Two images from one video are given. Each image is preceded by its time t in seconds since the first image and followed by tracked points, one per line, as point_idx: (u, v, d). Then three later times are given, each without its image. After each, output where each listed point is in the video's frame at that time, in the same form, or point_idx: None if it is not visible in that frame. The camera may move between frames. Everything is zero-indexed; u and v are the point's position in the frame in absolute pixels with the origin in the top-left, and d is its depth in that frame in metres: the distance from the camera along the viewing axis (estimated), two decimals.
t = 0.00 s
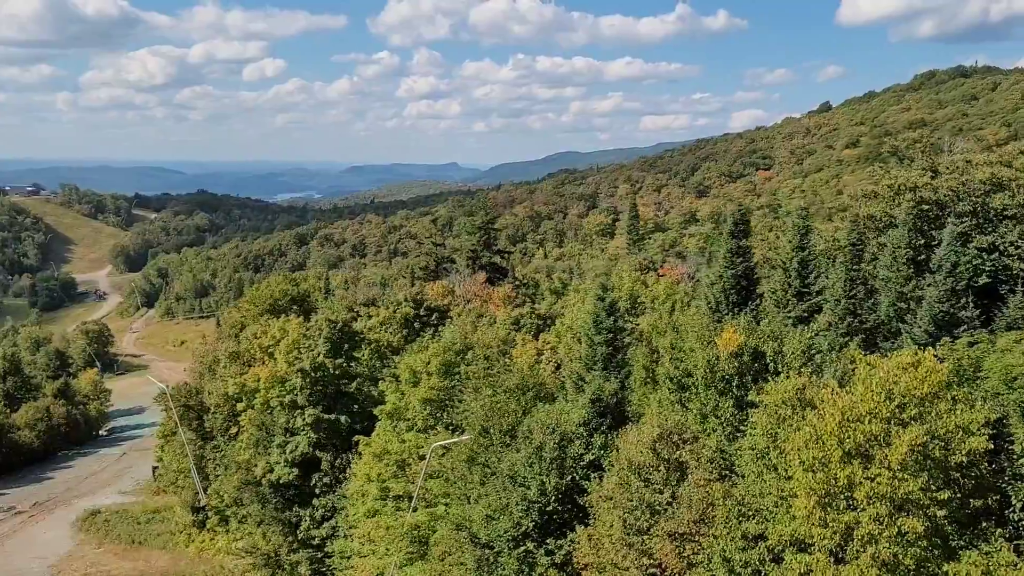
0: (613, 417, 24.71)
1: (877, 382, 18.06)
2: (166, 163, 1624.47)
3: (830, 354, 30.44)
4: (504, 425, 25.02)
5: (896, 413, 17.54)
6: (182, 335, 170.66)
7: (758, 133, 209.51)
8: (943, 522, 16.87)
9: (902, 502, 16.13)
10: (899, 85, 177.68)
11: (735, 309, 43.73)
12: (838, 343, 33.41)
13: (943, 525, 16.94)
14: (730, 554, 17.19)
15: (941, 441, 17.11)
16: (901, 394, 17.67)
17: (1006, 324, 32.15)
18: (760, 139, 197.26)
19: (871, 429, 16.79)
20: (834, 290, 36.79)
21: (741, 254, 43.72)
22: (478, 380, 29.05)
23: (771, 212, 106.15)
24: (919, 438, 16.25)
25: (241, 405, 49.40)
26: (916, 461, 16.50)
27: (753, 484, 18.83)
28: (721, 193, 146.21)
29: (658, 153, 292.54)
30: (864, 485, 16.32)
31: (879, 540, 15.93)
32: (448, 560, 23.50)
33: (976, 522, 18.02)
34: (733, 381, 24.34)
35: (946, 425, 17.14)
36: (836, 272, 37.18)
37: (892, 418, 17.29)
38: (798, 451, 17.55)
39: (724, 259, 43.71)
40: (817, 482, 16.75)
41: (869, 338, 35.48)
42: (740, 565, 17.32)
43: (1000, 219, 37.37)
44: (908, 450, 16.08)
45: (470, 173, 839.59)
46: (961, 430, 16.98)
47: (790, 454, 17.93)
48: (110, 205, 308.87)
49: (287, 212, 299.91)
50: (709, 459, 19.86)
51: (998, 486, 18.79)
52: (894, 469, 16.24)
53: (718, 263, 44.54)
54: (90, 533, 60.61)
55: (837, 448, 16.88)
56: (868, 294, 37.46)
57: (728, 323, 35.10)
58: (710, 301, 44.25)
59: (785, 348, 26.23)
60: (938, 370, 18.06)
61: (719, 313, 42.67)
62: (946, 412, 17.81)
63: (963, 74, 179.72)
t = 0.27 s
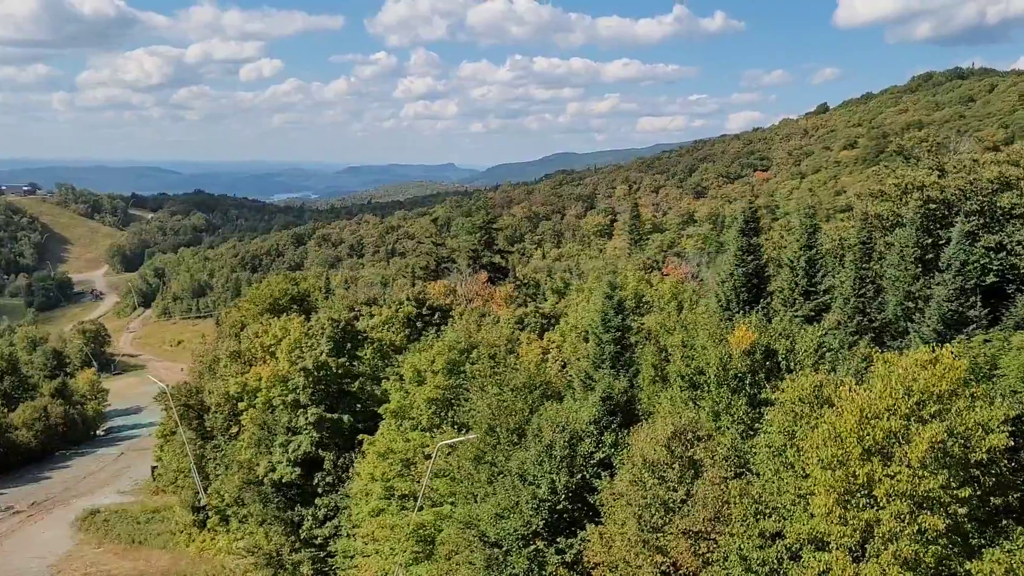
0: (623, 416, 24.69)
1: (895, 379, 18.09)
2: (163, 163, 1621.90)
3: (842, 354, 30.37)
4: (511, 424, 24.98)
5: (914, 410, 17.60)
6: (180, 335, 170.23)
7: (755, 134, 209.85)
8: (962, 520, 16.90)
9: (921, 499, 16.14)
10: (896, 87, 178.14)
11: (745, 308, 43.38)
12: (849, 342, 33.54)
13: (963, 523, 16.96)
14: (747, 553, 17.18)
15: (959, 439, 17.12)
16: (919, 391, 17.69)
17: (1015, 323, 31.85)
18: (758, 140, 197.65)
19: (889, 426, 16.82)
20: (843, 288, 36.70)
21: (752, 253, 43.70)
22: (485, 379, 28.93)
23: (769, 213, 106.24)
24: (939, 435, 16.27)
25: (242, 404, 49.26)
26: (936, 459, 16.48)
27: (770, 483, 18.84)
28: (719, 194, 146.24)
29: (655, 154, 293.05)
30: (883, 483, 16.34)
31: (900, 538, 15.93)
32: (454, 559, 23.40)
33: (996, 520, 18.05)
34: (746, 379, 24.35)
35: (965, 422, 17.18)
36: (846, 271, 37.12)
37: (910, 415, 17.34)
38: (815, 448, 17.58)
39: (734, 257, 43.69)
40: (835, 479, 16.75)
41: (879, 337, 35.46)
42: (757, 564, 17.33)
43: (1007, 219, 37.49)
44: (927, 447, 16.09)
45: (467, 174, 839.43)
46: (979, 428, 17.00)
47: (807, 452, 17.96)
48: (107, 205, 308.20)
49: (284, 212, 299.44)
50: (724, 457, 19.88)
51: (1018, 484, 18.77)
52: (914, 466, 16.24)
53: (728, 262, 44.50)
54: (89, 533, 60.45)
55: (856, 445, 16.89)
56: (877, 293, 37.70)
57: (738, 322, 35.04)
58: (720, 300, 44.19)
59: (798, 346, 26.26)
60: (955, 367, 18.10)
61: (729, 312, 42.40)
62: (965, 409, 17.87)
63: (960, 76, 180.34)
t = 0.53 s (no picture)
0: (635, 414, 24.66)
1: (915, 376, 18.05)
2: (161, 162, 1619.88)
3: (854, 353, 30.31)
4: (520, 422, 24.98)
5: (935, 407, 17.58)
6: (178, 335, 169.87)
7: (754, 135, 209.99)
8: (985, 517, 16.85)
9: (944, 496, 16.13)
10: (894, 88, 178.41)
11: (758, 307, 43.28)
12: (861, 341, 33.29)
13: (986, 521, 16.93)
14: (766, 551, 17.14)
15: (982, 436, 17.09)
16: (940, 388, 17.65)
17: None
18: (756, 141, 197.83)
19: (910, 423, 16.82)
20: (854, 287, 37.27)
21: (762, 250, 43.63)
22: (493, 378, 28.85)
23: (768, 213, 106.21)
24: (961, 432, 16.25)
25: (244, 403, 49.15)
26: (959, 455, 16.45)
27: (788, 482, 18.79)
28: (718, 195, 146.13)
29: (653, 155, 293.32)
30: (905, 480, 16.30)
31: (924, 536, 15.87)
32: (463, 558, 23.32)
33: (1017, 518, 17.99)
34: (760, 377, 24.29)
35: (987, 418, 17.15)
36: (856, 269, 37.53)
37: (932, 412, 17.30)
38: (834, 446, 17.55)
39: (746, 254, 43.69)
40: (854, 478, 16.73)
41: (890, 335, 36.25)
42: (776, 563, 17.32)
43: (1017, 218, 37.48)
44: (949, 444, 16.06)
45: (462, 175, 841.28)
46: (1001, 424, 16.98)
47: (826, 449, 17.93)
48: (104, 204, 307.69)
49: (282, 212, 299.06)
50: (739, 455, 19.86)
51: None
52: (936, 463, 16.21)
53: (741, 260, 44.20)
54: (90, 532, 60.37)
55: (877, 442, 16.85)
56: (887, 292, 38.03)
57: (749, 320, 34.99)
58: (731, 298, 44.14)
59: (811, 344, 26.15)
60: (975, 363, 18.07)
61: (742, 310, 42.44)
62: (987, 407, 17.83)
63: (958, 77, 180.66)
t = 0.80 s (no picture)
0: (648, 412, 24.64)
1: (937, 374, 18.06)
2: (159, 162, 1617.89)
3: (866, 352, 30.30)
4: (529, 422, 24.92)
5: (958, 404, 17.58)
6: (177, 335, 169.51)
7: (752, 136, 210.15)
8: (1008, 516, 16.90)
9: (968, 494, 16.20)
10: (893, 89, 178.60)
11: (769, 305, 43.49)
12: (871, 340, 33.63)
13: (1009, 519, 16.99)
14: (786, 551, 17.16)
15: (1006, 434, 17.14)
16: (963, 386, 17.67)
17: None
18: (755, 142, 197.90)
19: (932, 422, 16.86)
20: (865, 286, 37.59)
21: (776, 247, 43.49)
22: (502, 377, 28.82)
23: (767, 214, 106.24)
24: (985, 430, 16.28)
25: (247, 402, 48.98)
26: (982, 454, 16.50)
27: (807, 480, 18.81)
28: (716, 195, 146.08)
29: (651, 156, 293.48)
30: (929, 479, 16.33)
31: (948, 534, 15.91)
32: (472, 557, 23.31)
33: None
34: (775, 375, 24.25)
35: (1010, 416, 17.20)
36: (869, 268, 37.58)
37: (954, 410, 17.32)
38: (855, 444, 17.58)
39: (759, 252, 43.68)
40: (877, 477, 16.75)
41: (902, 334, 36.39)
42: (795, 561, 17.38)
43: None
44: (973, 443, 16.09)
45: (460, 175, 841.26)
46: None
47: (847, 448, 17.96)
48: (102, 204, 307.15)
49: (280, 212, 298.64)
50: (756, 452, 19.89)
51: None
52: (960, 462, 16.24)
53: (752, 258, 44.37)
54: (91, 531, 60.22)
55: (900, 440, 16.86)
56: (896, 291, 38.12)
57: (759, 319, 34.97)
58: (743, 296, 44.08)
59: (826, 342, 26.10)
60: (997, 360, 18.11)
61: (754, 309, 42.64)
62: (1008, 403, 17.90)
63: (956, 79, 180.93)
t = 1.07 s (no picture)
0: (662, 410, 24.52)
1: (961, 371, 18.06)
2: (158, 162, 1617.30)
3: (883, 349, 30.20)
4: (540, 420, 24.82)
5: (985, 402, 17.57)
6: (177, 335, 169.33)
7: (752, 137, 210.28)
8: None
9: (996, 492, 16.23)
10: (892, 90, 178.70)
11: (785, 303, 42.66)
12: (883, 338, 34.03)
13: None
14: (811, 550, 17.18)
15: None
16: (988, 384, 17.68)
17: None
18: (755, 142, 197.95)
19: (958, 419, 16.87)
20: (878, 285, 38.12)
21: (792, 244, 42.96)
22: (512, 376, 28.73)
23: (767, 215, 106.18)
24: (1013, 428, 16.29)
25: (251, 401, 48.83)
26: (1010, 451, 16.51)
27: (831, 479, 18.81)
28: (716, 196, 146.06)
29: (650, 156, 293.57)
30: (956, 477, 16.33)
31: (978, 533, 15.93)
32: (483, 557, 23.24)
33: None
34: (792, 374, 24.19)
35: None
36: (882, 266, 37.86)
37: (981, 408, 17.31)
38: (881, 443, 17.56)
39: (773, 249, 43.04)
40: (903, 475, 16.69)
41: (915, 332, 36.76)
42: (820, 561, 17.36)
43: None
44: (1001, 440, 16.11)
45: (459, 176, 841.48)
46: None
47: (873, 447, 17.94)
48: (101, 204, 306.86)
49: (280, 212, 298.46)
50: (775, 451, 19.83)
51: None
52: (988, 460, 16.26)
53: (768, 254, 43.36)
54: (93, 531, 60.11)
55: (927, 438, 16.86)
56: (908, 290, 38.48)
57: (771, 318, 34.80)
58: (757, 294, 43.57)
59: (843, 340, 26.05)
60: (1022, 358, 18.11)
61: (769, 306, 41.81)
62: None
63: (955, 80, 181.15)
